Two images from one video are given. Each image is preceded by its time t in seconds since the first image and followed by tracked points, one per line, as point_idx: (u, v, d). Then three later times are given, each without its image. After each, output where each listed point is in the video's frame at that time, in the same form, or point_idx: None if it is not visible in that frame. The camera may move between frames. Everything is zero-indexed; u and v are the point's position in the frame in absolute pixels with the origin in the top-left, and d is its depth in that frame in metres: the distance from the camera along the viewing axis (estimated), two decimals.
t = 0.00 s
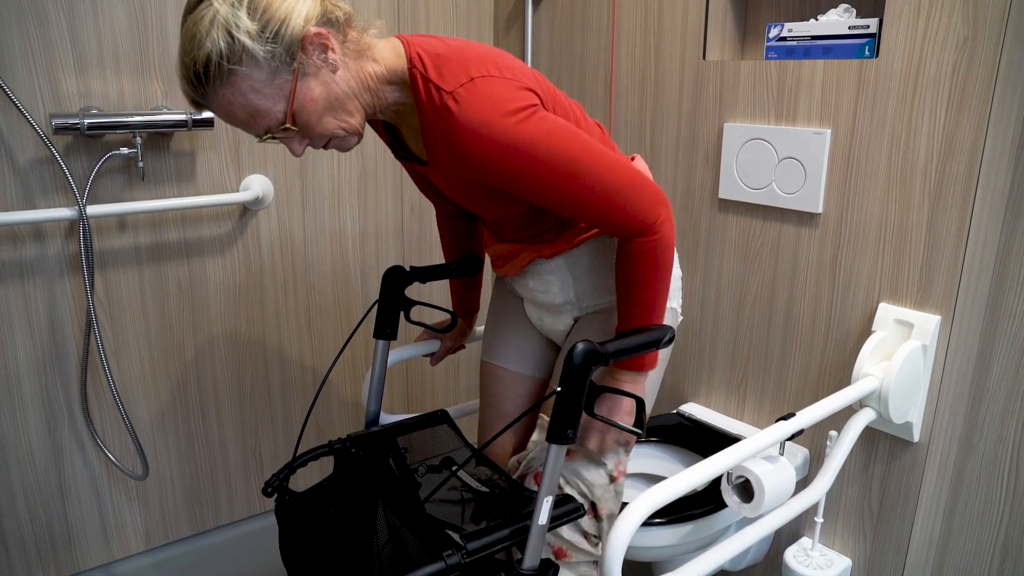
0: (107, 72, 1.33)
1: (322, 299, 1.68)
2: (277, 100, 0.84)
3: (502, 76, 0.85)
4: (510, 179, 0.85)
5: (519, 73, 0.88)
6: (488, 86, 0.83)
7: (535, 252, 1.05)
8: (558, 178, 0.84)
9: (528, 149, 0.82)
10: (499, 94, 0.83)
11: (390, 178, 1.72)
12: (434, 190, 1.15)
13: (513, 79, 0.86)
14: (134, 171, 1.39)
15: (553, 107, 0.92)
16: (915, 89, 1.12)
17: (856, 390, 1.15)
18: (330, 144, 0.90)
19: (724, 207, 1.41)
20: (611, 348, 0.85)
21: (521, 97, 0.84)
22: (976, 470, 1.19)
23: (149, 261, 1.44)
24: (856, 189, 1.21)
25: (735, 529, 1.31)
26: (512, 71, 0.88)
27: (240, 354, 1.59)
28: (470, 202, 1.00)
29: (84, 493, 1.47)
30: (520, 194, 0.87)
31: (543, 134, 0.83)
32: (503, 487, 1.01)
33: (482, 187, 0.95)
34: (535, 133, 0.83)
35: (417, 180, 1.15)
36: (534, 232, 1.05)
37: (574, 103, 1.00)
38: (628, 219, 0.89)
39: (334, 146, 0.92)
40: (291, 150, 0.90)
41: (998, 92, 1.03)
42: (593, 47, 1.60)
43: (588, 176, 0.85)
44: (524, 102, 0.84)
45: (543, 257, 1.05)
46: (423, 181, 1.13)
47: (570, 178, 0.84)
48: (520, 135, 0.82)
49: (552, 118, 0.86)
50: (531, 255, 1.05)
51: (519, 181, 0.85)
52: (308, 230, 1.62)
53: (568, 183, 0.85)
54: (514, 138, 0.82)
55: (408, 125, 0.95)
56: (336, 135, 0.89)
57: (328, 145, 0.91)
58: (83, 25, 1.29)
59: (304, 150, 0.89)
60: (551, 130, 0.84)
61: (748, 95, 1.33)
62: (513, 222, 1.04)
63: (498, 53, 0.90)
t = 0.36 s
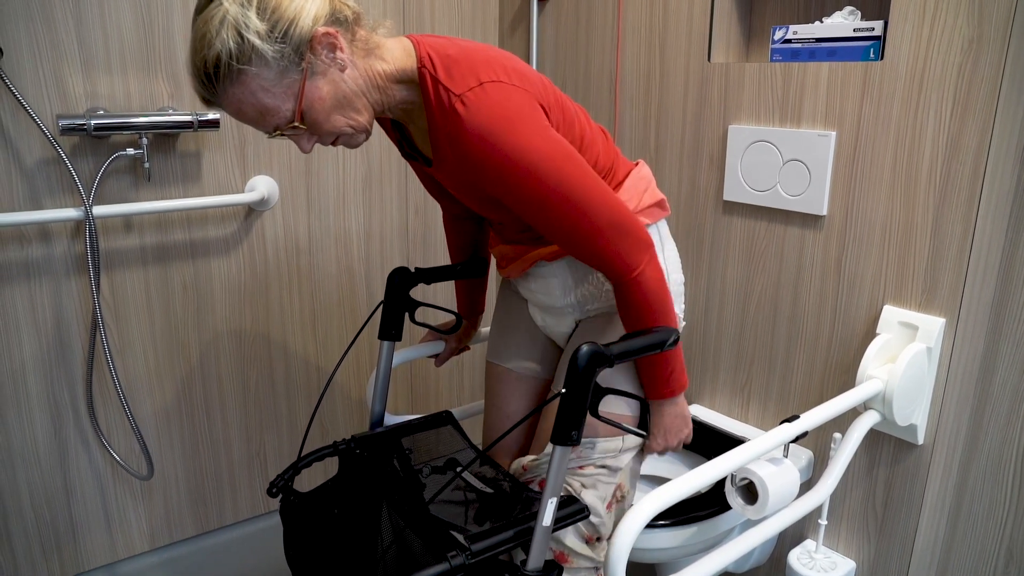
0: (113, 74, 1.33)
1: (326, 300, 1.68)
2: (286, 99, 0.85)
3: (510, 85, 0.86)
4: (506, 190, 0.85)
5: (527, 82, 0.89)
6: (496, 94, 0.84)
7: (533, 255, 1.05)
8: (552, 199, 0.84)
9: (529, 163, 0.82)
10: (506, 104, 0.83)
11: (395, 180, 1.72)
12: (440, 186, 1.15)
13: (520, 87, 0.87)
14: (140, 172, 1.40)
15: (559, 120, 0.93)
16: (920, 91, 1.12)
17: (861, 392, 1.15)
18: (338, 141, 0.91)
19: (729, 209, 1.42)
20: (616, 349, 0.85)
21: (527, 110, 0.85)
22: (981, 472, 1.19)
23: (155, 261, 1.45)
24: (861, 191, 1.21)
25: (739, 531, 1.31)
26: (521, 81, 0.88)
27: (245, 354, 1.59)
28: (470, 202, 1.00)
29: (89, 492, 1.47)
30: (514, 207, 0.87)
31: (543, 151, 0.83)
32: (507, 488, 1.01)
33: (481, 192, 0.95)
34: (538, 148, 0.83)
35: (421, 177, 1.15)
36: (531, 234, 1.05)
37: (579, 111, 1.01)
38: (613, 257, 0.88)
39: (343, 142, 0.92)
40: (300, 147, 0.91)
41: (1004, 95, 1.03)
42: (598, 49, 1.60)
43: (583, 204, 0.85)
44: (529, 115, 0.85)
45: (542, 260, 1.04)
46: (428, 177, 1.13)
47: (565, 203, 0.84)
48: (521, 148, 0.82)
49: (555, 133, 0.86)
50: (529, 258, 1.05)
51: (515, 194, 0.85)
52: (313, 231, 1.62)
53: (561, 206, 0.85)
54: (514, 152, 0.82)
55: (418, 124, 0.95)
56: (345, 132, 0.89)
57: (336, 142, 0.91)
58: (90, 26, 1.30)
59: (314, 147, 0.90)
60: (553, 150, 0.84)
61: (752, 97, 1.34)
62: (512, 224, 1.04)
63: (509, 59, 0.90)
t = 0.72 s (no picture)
0: (117, 74, 1.33)
1: (328, 301, 1.68)
2: (295, 91, 0.86)
3: (520, 67, 0.87)
4: (529, 167, 0.85)
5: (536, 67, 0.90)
6: (507, 75, 0.85)
7: (540, 255, 1.06)
8: (579, 166, 0.84)
9: (549, 135, 0.83)
10: (518, 84, 0.85)
11: (397, 181, 1.73)
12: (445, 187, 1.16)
13: (532, 70, 0.88)
14: (143, 172, 1.40)
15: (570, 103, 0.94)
16: (922, 95, 1.12)
17: (862, 395, 1.15)
18: (346, 135, 0.91)
19: (731, 212, 1.42)
20: (618, 351, 0.86)
21: (540, 87, 0.86)
22: (981, 477, 1.19)
23: (157, 261, 1.45)
24: (862, 195, 1.22)
25: (740, 533, 1.31)
26: (530, 66, 0.89)
27: (246, 355, 1.59)
28: (487, 199, 1.01)
29: (90, 491, 1.47)
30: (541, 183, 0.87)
31: (563, 122, 0.84)
32: (508, 490, 1.01)
33: (501, 176, 0.95)
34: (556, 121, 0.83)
35: (427, 179, 1.16)
36: (541, 233, 1.06)
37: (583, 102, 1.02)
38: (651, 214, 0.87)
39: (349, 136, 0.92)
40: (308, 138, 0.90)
41: (1006, 100, 1.03)
42: (600, 52, 1.60)
43: (610, 169, 0.84)
44: (543, 93, 0.86)
45: (549, 259, 1.05)
46: (433, 178, 1.14)
47: (592, 169, 0.84)
48: (537, 119, 0.83)
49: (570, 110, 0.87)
50: (539, 258, 1.06)
51: (534, 167, 0.85)
52: (315, 232, 1.63)
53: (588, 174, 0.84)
54: (530, 124, 0.83)
55: (428, 120, 0.95)
56: (353, 126, 0.89)
57: (343, 136, 0.91)
58: (94, 27, 1.30)
59: (320, 138, 0.90)
60: (570, 118, 0.84)
61: (755, 100, 1.34)
62: (527, 219, 1.04)
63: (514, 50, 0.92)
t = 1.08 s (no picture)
0: (116, 76, 1.34)
1: (327, 303, 1.68)
2: (289, 104, 0.86)
3: (516, 83, 0.86)
4: (496, 185, 0.85)
5: (531, 82, 0.89)
6: (500, 91, 0.84)
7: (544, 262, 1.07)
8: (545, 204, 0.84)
9: (523, 157, 0.82)
10: (510, 102, 0.84)
11: (397, 183, 1.73)
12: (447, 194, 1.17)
13: (525, 86, 0.87)
14: (142, 174, 1.40)
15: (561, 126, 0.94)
16: (920, 97, 1.12)
17: (860, 396, 1.15)
18: (339, 146, 0.91)
19: (729, 213, 1.42)
20: (617, 353, 0.86)
21: (529, 110, 0.85)
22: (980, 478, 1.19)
23: (157, 263, 1.45)
24: (860, 197, 1.22)
25: (739, 534, 1.31)
26: (527, 82, 0.89)
27: (245, 357, 1.59)
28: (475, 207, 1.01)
29: (89, 493, 1.47)
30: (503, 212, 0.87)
31: (540, 153, 0.83)
32: (507, 491, 1.02)
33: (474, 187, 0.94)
34: (535, 151, 0.83)
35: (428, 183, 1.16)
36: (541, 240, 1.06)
37: (586, 111, 1.02)
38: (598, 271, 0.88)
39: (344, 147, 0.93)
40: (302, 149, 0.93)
41: (1003, 101, 1.04)
42: (599, 54, 1.61)
43: (573, 214, 0.85)
44: (531, 115, 0.85)
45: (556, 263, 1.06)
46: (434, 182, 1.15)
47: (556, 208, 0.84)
48: (512, 141, 0.82)
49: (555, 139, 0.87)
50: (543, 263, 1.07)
51: (500, 186, 0.84)
52: (315, 234, 1.63)
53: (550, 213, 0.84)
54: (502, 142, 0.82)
55: (426, 128, 0.96)
56: (346, 138, 0.90)
57: (338, 147, 0.92)
58: (94, 29, 1.30)
59: (314, 148, 0.92)
60: (543, 145, 0.84)
61: (753, 102, 1.34)
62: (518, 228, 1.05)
63: (514, 61, 0.91)
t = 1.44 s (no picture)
0: (118, 78, 1.34)
1: (329, 305, 1.69)
2: (285, 132, 0.88)
3: (503, 132, 0.85)
4: (468, 229, 0.86)
5: (521, 124, 0.88)
6: (485, 143, 0.84)
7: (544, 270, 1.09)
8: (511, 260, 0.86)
9: (496, 209, 0.84)
10: (494, 156, 0.84)
11: (398, 184, 1.73)
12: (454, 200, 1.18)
13: (512, 133, 0.86)
14: (144, 176, 1.40)
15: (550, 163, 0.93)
16: (921, 97, 1.12)
17: (862, 397, 1.15)
18: (335, 168, 0.93)
19: (730, 214, 1.42)
20: (618, 354, 0.86)
21: (513, 164, 0.85)
22: (983, 479, 1.18)
23: (158, 264, 1.45)
24: (861, 198, 1.22)
25: (740, 535, 1.31)
26: (518, 126, 0.87)
27: (247, 359, 1.60)
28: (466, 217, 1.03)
29: (91, 495, 1.47)
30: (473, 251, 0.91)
31: (515, 212, 0.85)
32: (509, 492, 1.02)
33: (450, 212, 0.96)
34: (510, 209, 0.84)
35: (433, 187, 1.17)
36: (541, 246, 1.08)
37: (587, 127, 1.00)
38: (554, 324, 0.92)
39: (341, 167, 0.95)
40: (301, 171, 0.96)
41: (1004, 102, 1.04)
42: (600, 56, 1.61)
43: (536, 270, 0.88)
44: (514, 170, 0.85)
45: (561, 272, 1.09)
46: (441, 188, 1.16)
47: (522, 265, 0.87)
48: (487, 195, 0.83)
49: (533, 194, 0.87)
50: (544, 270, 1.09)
51: (470, 230, 0.86)
52: (317, 235, 1.63)
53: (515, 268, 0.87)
54: (476, 195, 0.84)
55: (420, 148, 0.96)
56: (341, 161, 0.91)
57: (335, 169, 0.94)
58: (96, 31, 1.30)
59: (310, 173, 0.94)
60: (518, 202, 0.85)
61: (754, 103, 1.34)
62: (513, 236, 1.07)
63: (511, 96, 0.89)
